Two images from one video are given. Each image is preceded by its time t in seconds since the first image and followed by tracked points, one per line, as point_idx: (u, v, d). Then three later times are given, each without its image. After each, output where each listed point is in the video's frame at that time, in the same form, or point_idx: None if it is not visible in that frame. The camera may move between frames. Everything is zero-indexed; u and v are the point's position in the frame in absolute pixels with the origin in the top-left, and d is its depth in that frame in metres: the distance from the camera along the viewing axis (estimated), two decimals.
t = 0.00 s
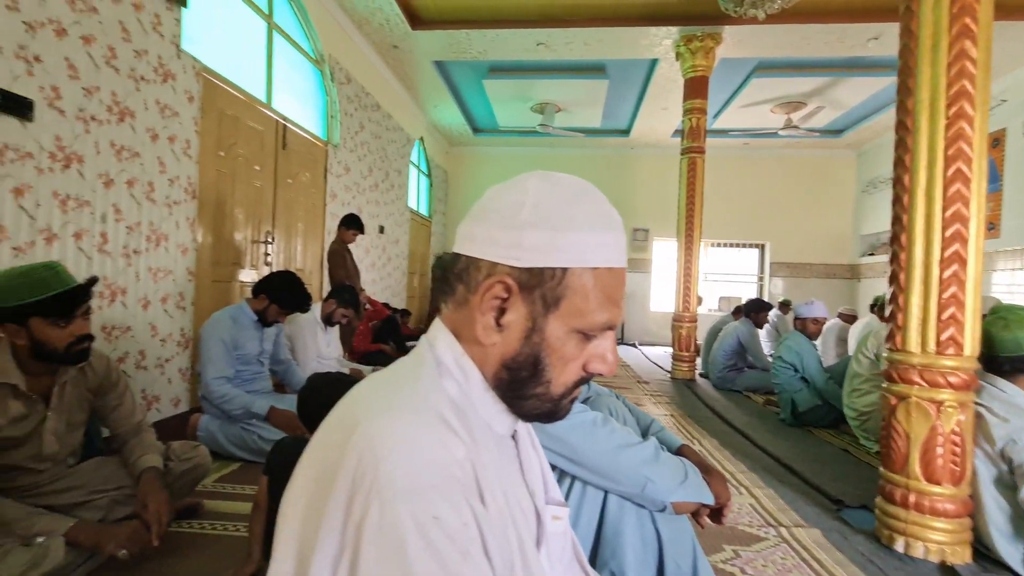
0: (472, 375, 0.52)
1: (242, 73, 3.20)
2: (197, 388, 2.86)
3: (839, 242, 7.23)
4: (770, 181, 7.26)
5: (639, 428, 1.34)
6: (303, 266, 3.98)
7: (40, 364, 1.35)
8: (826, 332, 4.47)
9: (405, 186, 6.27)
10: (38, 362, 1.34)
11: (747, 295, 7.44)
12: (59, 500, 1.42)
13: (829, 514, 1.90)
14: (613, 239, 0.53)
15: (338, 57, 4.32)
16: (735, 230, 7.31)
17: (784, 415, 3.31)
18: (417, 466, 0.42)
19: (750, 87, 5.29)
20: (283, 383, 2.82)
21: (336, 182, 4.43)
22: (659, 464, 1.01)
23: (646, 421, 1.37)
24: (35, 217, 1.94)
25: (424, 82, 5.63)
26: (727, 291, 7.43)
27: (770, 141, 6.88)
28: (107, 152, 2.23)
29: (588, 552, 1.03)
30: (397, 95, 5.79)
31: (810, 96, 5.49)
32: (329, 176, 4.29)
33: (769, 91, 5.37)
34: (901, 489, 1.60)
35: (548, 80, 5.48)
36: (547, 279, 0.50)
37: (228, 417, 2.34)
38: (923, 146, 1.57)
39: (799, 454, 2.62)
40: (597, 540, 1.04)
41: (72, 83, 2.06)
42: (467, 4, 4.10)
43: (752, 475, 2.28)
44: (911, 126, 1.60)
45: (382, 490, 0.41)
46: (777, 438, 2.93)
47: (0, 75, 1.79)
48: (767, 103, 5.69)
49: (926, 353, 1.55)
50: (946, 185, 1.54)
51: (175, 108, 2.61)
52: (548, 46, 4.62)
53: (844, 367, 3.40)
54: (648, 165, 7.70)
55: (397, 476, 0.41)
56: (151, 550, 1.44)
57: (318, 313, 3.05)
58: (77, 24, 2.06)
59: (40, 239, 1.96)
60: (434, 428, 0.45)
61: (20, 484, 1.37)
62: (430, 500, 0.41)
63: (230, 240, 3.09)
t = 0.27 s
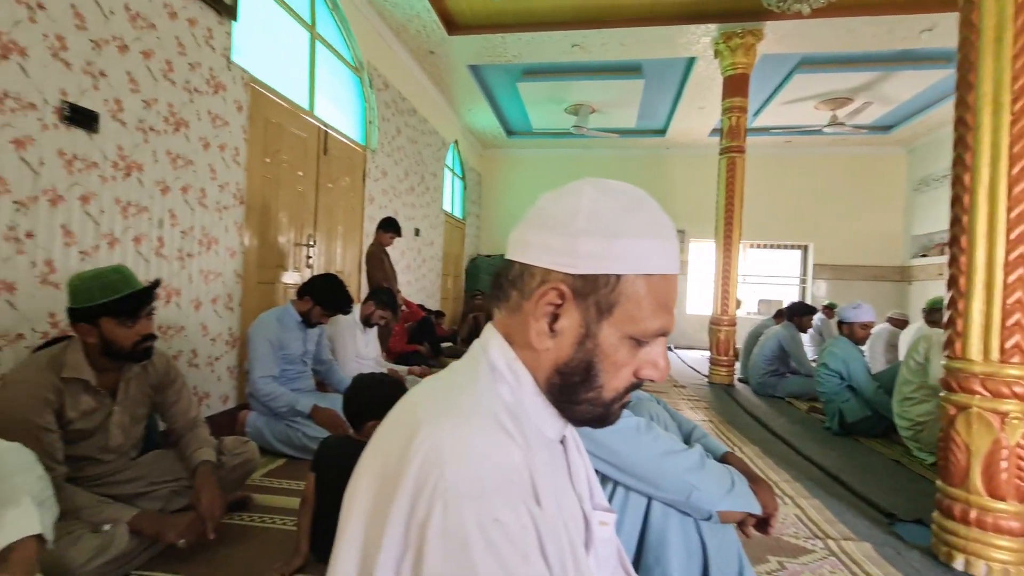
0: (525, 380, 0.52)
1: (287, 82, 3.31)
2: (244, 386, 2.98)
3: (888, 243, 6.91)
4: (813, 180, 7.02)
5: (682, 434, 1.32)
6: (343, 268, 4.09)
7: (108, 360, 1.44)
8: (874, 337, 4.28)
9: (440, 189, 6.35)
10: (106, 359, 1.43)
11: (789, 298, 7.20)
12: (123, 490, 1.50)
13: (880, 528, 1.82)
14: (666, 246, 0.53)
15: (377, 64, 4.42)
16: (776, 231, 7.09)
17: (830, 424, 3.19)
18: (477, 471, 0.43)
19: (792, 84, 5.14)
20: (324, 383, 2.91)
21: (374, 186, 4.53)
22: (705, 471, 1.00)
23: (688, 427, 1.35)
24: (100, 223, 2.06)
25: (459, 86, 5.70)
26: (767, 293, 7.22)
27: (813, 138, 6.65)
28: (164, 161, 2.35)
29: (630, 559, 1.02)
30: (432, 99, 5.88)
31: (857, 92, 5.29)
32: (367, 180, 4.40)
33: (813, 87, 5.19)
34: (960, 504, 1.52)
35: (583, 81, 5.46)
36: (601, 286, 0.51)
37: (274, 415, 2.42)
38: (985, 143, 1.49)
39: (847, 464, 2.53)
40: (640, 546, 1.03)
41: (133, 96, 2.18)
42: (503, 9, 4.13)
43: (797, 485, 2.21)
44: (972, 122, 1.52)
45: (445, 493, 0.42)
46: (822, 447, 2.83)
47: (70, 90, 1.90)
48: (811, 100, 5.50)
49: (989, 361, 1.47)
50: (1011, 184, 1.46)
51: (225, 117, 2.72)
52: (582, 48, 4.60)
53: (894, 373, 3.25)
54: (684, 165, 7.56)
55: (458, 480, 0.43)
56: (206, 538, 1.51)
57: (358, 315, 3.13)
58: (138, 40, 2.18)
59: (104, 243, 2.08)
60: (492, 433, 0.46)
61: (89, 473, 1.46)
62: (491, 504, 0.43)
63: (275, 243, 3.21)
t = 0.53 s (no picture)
0: (567, 387, 0.52)
1: (322, 88, 3.39)
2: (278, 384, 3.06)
3: (929, 248, 6.65)
4: (850, 183, 6.81)
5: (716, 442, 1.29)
6: (373, 270, 4.16)
7: (154, 357, 1.49)
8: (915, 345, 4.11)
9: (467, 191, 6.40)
10: (154, 356, 1.49)
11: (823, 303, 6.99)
12: (166, 483, 1.56)
13: (923, 546, 1.75)
14: (710, 254, 0.52)
15: (408, 69, 4.48)
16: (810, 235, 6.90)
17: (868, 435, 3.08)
18: (524, 477, 0.44)
19: (829, 84, 5.00)
20: (354, 382, 2.96)
21: (404, 188, 4.59)
22: (742, 482, 0.99)
23: (721, 435, 1.33)
24: (146, 224, 2.14)
25: (488, 89, 5.73)
26: (800, 299, 7.01)
27: (851, 139, 6.45)
28: (205, 165, 2.43)
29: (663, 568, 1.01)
30: (461, 103, 5.93)
31: (898, 91, 5.11)
32: (397, 183, 4.46)
33: (851, 87, 5.04)
34: (1011, 523, 1.45)
35: (612, 83, 5.42)
36: (646, 294, 0.50)
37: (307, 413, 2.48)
38: None
39: (886, 477, 2.44)
40: (673, 555, 1.02)
41: (178, 103, 2.26)
42: (533, 12, 4.15)
43: (833, 498, 2.15)
44: None
45: (492, 498, 0.43)
46: (860, 459, 2.74)
47: (120, 97, 1.99)
48: (849, 100, 5.34)
49: None
50: None
51: (263, 122, 2.80)
52: (612, 49, 4.57)
53: (936, 383, 3.11)
54: (715, 167, 7.43)
55: (505, 485, 0.43)
56: (244, 531, 1.56)
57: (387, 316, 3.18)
58: (183, 49, 2.26)
59: (149, 244, 2.16)
60: (538, 440, 0.46)
61: (136, 466, 1.53)
62: (537, 510, 0.43)
63: (308, 245, 3.28)
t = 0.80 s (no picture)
0: (603, 393, 0.52)
1: (348, 91, 3.44)
2: (301, 382, 3.11)
3: (963, 255, 6.45)
4: (879, 187, 6.64)
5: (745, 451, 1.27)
6: (394, 271, 4.20)
7: (187, 354, 1.53)
8: (947, 355, 3.99)
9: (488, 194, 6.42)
10: (188, 353, 1.52)
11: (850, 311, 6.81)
12: (196, 478, 1.59)
13: (958, 563, 1.69)
14: (751, 261, 0.52)
15: (431, 72, 4.53)
16: (836, 240, 6.74)
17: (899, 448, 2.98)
18: (564, 482, 0.44)
19: (858, 87, 4.89)
20: (376, 382, 2.98)
21: (426, 191, 4.64)
22: (773, 493, 0.97)
23: (750, 445, 1.30)
24: (179, 224, 2.20)
25: (510, 92, 5.75)
26: (826, 306, 6.85)
27: (881, 142, 6.30)
28: (235, 167, 2.49)
29: None
30: (483, 106, 5.96)
31: (931, 94, 4.97)
32: (419, 185, 4.50)
33: (882, 90, 4.92)
34: None
35: (635, 86, 5.39)
36: (686, 300, 0.50)
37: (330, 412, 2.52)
38: None
39: (918, 491, 2.36)
40: (700, 564, 1.01)
41: (210, 107, 2.32)
42: (556, 16, 4.16)
43: (862, 511, 2.09)
44: None
45: (532, 503, 0.43)
46: (890, 472, 2.66)
47: (156, 101, 2.05)
48: (879, 102, 5.22)
49: None
50: None
51: (291, 125, 2.86)
52: (636, 52, 4.54)
53: (969, 392, 3.01)
54: (738, 170, 7.33)
55: (545, 491, 0.43)
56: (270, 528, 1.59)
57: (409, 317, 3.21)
58: (216, 54, 2.32)
59: (181, 244, 2.22)
60: (577, 446, 0.46)
61: (168, 460, 1.57)
62: (577, 516, 0.43)
63: (332, 246, 3.33)
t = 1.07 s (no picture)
0: (633, 398, 0.51)
1: (372, 93, 3.49)
2: (323, 381, 3.15)
3: (999, 261, 6.23)
4: (910, 190, 6.46)
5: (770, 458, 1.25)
6: (415, 271, 4.24)
7: (216, 350, 1.56)
8: (982, 363, 3.85)
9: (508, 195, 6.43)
10: (217, 349, 1.56)
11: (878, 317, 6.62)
12: (222, 472, 1.63)
13: None
14: (788, 266, 0.51)
15: (454, 74, 4.56)
16: (865, 245, 6.57)
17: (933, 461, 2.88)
18: (595, 488, 0.44)
19: (890, 87, 4.77)
20: (397, 382, 3.01)
21: (447, 192, 4.67)
22: (801, 502, 0.95)
23: (775, 452, 1.28)
24: (208, 224, 2.25)
25: (532, 94, 5.76)
26: (853, 311, 6.66)
27: (912, 144, 6.13)
28: (263, 168, 2.54)
29: None
30: (505, 107, 5.97)
31: (966, 94, 4.82)
32: (441, 187, 4.53)
33: (915, 90, 4.79)
34: None
35: (659, 87, 5.34)
36: (721, 305, 0.49)
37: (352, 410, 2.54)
38: None
39: (951, 505, 2.29)
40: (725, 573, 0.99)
41: (239, 109, 2.37)
42: (579, 18, 4.15)
43: (892, 523, 2.03)
44: None
45: (563, 508, 0.43)
46: (921, 484, 2.58)
47: (189, 104, 2.11)
48: (911, 103, 5.08)
49: None
50: None
51: (317, 127, 2.91)
52: (659, 53, 4.50)
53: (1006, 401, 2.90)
54: (763, 172, 7.20)
55: (576, 496, 0.43)
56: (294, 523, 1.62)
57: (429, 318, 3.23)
58: (245, 57, 2.37)
59: (210, 243, 2.27)
60: (608, 451, 0.46)
61: (196, 455, 1.60)
62: (609, 523, 0.43)
63: (355, 246, 3.37)
